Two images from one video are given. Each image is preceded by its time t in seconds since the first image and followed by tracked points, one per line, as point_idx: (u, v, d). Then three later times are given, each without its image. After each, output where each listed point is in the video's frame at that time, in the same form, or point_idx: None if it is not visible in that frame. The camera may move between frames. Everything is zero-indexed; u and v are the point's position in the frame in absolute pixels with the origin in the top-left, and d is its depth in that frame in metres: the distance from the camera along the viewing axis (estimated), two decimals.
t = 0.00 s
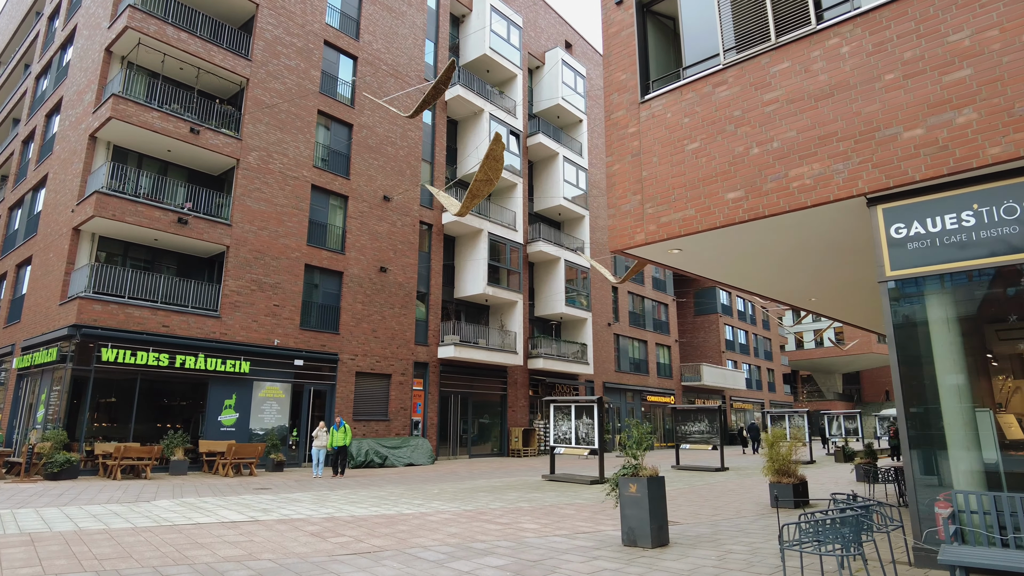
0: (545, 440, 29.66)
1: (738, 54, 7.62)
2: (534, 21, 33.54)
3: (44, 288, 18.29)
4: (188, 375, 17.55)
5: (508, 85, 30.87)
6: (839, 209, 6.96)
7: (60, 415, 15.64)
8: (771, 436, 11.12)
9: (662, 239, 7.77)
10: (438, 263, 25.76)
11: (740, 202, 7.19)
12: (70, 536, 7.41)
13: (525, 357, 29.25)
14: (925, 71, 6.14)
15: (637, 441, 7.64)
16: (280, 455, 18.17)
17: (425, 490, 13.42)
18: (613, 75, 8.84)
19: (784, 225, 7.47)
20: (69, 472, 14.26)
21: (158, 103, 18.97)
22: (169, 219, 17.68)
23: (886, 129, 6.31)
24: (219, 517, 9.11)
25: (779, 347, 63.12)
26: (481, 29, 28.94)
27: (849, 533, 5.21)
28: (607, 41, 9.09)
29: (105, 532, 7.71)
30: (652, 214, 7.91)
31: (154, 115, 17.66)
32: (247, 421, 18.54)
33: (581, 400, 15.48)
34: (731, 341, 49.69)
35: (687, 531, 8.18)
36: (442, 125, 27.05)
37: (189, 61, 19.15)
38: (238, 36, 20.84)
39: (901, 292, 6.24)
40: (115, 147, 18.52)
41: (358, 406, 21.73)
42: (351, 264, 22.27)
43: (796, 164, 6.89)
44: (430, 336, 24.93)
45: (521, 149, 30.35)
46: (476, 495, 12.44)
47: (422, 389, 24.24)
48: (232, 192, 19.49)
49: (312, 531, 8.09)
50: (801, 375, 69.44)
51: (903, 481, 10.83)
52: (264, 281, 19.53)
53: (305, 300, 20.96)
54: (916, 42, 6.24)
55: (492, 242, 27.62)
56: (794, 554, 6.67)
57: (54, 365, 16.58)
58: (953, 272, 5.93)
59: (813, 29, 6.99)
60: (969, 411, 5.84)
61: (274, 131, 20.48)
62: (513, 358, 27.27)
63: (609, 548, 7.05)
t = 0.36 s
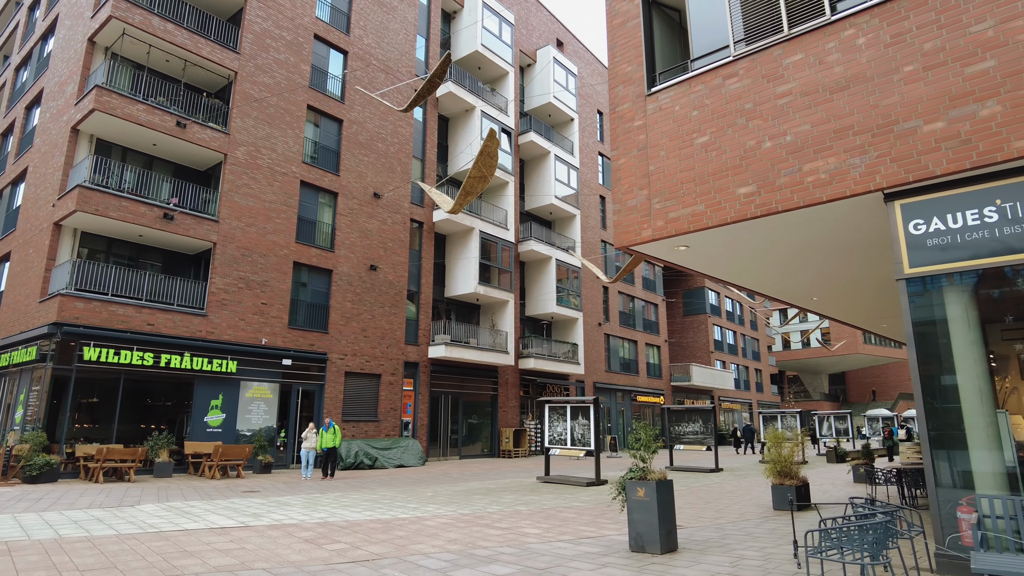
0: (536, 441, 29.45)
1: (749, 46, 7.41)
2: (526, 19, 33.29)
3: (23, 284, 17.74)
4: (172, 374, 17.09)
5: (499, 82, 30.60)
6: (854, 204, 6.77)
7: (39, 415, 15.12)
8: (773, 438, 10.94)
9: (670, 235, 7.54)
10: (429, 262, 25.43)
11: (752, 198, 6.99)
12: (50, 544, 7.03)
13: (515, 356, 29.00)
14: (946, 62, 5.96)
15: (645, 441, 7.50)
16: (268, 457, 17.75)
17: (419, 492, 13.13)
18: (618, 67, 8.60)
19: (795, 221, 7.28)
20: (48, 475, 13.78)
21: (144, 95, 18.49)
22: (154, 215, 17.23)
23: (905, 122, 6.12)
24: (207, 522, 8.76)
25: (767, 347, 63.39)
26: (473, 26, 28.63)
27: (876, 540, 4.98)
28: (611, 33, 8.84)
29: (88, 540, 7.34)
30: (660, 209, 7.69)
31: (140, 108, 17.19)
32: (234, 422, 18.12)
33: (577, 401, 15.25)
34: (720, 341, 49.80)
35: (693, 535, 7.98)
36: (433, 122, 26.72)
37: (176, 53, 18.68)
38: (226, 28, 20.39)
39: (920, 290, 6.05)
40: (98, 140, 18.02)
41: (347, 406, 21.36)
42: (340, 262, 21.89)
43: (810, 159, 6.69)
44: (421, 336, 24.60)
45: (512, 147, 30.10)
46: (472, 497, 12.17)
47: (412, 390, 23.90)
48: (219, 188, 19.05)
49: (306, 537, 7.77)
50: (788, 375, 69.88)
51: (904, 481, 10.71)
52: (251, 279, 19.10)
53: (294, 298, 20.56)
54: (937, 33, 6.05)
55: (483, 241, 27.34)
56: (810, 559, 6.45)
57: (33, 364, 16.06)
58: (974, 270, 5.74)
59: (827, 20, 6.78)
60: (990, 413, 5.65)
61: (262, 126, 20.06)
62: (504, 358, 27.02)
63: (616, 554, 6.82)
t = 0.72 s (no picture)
0: (530, 441, 29.24)
1: (764, 35, 7.22)
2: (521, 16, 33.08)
3: (8, 280, 17.27)
4: (162, 373, 16.72)
5: (494, 79, 30.36)
6: (874, 197, 6.60)
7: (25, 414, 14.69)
8: (780, 441, 10.57)
9: (683, 228, 7.35)
10: (423, 259, 25.14)
11: (769, 189, 6.81)
12: (38, 549, 6.72)
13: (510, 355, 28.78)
14: (972, 50, 5.80)
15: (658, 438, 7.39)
16: (260, 457, 17.40)
17: (417, 493, 12.88)
18: (628, 57, 8.40)
19: (811, 214, 7.10)
20: (34, 476, 13.38)
21: (133, 87, 18.09)
22: (144, 210, 16.86)
23: (929, 112, 5.95)
24: (203, 525, 8.45)
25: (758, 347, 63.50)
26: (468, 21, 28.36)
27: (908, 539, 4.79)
28: (620, 22, 8.63)
29: (77, 544, 7.02)
30: (672, 202, 7.49)
31: (129, 100, 16.79)
32: (225, 421, 17.79)
33: (576, 400, 15.04)
34: (712, 341, 49.83)
35: (705, 537, 7.80)
36: (428, 118, 26.44)
37: (167, 45, 18.29)
38: (218, 20, 20.00)
39: (944, 285, 5.89)
40: (86, 133, 17.58)
41: (341, 406, 21.04)
42: (334, 259, 21.57)
43: (829, 150, 6.50)
44: (415, 334, 24.32)
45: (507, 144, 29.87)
46: (472, 498, 11.93)
47: (406, 389, 23.61)
48: (211, 183, 18.68)
49: (307, 539, 7.50)
50: (778, 375, 70.13)
51: (910, 481, 10.59)
52: (244, 276, 18.75)
53: (287, 295, 20.22)
54: (962, 20, 5.89)
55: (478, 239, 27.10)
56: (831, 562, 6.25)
57: (19, 362, 15.61)
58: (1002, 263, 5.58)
59: (847, 7, 6.59)
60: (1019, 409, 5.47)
61: (255, 120, 19.71)
62: (498, 357, 26.78)
63: (630, 556, 6.61)
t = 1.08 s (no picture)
0: (520, 443, 29.03)
1: (775, 31, 7.08)
2: (513, 16, 32.90)
3: None
4: (146, 373, 16.28)
5: (486, 79, 30.14)
6: (888, 197, 6.45)
7: (3, 416, 14.19)
8: (781, 444, 10.25)
9: (691, 228, 7.17)
10: (413, 260, 24.84)
11: (782, 188, 6.65)
12: (18, 560, 6.37)
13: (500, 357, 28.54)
14: (992, 47, 5.68)
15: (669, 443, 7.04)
16: (247, 460, 17.01)
17: (410, 497, 12.62)
18: (634, 53, 8.23)
19: (823, 214, 6.95)
20: (13, 480, 12.93)
21: (119, 81, 17.65)
22: (130, 206, 16.44)
23: (949, 110, 5.82)
24: (191, 532, 8.13)
25: (745, 350, 63.75)
26: (460, 20, 28.11)
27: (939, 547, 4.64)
28: (626, 17, 8.45)
29: (59, 555, 6.67)
30: (681, 200, 7.31)
31: (115, 94, 16.36)
32: (211, 424, 17.41)
33: (572, 402, 14.83)
34: (700, 343, 49.88)
35: (710, 544, 7.63)
36: (419, 118, 26.16)
37: (155, 38, 17.88)
38: (207, 14, 19.61)
39: (962, 286, 5.75)
40: (69, 127, 17.09)
41: (330, 408, 20.69)
42: (323, 259, 21.22)
43: (844, 148, 6.36)
44: (405, 336, 24.00)
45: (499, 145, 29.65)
46: (467, 502, 11.69)
47: (395, 391, 23.28)
48: (198, 180, 18.29)
49: (301, 548, 7.22)
50: (764, 378, 70.44)
51: (910, 485, 10.50)
52: (231, 275, 18.35)
53: (275, 295, 19.84)
54: (982, 17, 5.77)
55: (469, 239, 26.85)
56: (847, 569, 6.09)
57: None
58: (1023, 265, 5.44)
59: (862, 3, 6.45)
60: None
61: (244, 117, 19.34)
62: (489, 359, 26.54)
63: (638, 565, 6.42)
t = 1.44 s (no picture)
0: (502, 443, 28.81)
1: (780, 22, 6.93)
2: (498, 13, 32.66)
3: None
4: (120, 371, 15.74)
5: (471, 75, 29.85)
6: (894, 193, 6.34)
7: None
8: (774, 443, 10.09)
9: (693, 222, 7.00)
10: (396, 257, 24.47)
11: (786, 182, 6.52)
12: None
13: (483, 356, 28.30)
14: (1004, 39, 5.57)
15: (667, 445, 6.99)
16: (225, 460, 16.56)
17: (396, 498, 12.32)
18: (633, 44, 8.04)
19: (826, 210, 6.83)
20: None
21: (93, 69, 17.05)
22: (104, 198, 15.89)
23: (959, 103, 5.71)
24: (169, 536, 7.75)
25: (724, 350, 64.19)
26: (445, 15, 27.77)
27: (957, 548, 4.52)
28: (625, 7, 8.27)
29: (27, 562, 6.26)
30: (682, 193, 7.15)
31: (90, 82, 15.76)
32: (188, 423, 16.92)
33: (560, 401, 14.63)
34: (680, 343, 50.07)
35: (708, 545, 7.48)
36: (403, 113, 25.79)
37: (132, 25, 17.31)
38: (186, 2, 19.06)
39: (971, 282, 5.65)
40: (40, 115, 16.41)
41: (310, 407, 20.26)
42: (304, 255, 20.77)
43: (851, 141, 6.23)
44: (387, 334, 23.64)
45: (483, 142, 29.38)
46: (454, 503, 11.43)
47: (377, 390, 22.91)
48: (176, 172, 17.77)
49: (287, 553, 6.90)
50: (741, 378, 71.03)
51: (901, 485, 10.47)
52: (210, 271, 17.85)
53: (254, 291, 19.35)
54: (993, 9, 5.67)
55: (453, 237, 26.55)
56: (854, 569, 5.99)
57: None
58: None
59: None
60: None
61: (224, 108, 18.84)
62: (472, 358, 26.27)
63: (639, 568, 6.23)
